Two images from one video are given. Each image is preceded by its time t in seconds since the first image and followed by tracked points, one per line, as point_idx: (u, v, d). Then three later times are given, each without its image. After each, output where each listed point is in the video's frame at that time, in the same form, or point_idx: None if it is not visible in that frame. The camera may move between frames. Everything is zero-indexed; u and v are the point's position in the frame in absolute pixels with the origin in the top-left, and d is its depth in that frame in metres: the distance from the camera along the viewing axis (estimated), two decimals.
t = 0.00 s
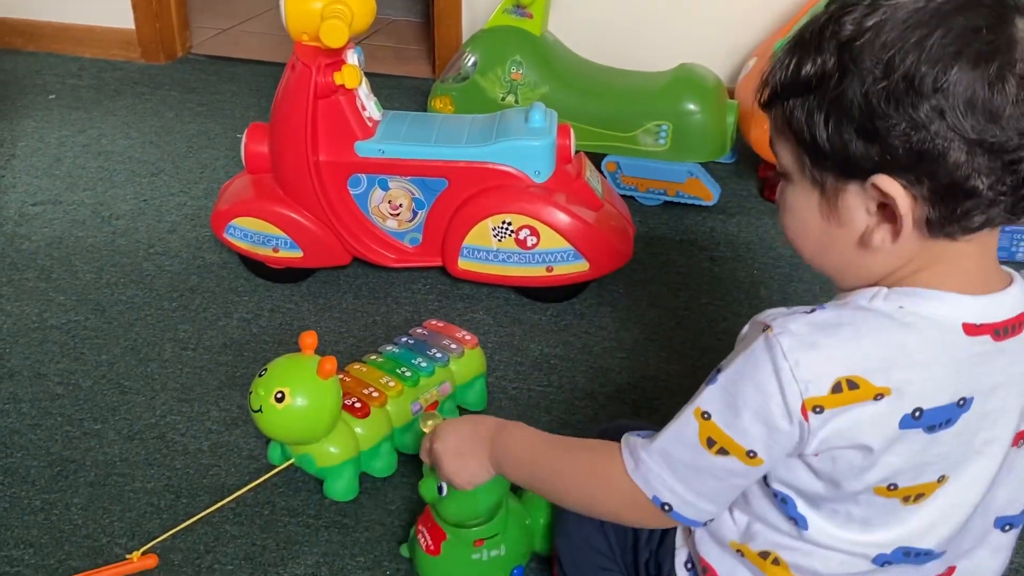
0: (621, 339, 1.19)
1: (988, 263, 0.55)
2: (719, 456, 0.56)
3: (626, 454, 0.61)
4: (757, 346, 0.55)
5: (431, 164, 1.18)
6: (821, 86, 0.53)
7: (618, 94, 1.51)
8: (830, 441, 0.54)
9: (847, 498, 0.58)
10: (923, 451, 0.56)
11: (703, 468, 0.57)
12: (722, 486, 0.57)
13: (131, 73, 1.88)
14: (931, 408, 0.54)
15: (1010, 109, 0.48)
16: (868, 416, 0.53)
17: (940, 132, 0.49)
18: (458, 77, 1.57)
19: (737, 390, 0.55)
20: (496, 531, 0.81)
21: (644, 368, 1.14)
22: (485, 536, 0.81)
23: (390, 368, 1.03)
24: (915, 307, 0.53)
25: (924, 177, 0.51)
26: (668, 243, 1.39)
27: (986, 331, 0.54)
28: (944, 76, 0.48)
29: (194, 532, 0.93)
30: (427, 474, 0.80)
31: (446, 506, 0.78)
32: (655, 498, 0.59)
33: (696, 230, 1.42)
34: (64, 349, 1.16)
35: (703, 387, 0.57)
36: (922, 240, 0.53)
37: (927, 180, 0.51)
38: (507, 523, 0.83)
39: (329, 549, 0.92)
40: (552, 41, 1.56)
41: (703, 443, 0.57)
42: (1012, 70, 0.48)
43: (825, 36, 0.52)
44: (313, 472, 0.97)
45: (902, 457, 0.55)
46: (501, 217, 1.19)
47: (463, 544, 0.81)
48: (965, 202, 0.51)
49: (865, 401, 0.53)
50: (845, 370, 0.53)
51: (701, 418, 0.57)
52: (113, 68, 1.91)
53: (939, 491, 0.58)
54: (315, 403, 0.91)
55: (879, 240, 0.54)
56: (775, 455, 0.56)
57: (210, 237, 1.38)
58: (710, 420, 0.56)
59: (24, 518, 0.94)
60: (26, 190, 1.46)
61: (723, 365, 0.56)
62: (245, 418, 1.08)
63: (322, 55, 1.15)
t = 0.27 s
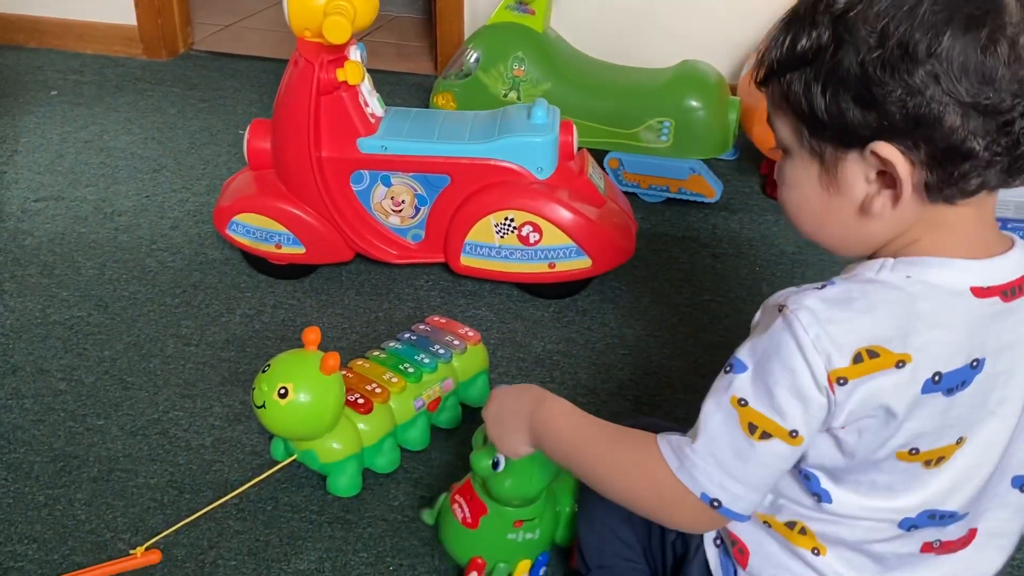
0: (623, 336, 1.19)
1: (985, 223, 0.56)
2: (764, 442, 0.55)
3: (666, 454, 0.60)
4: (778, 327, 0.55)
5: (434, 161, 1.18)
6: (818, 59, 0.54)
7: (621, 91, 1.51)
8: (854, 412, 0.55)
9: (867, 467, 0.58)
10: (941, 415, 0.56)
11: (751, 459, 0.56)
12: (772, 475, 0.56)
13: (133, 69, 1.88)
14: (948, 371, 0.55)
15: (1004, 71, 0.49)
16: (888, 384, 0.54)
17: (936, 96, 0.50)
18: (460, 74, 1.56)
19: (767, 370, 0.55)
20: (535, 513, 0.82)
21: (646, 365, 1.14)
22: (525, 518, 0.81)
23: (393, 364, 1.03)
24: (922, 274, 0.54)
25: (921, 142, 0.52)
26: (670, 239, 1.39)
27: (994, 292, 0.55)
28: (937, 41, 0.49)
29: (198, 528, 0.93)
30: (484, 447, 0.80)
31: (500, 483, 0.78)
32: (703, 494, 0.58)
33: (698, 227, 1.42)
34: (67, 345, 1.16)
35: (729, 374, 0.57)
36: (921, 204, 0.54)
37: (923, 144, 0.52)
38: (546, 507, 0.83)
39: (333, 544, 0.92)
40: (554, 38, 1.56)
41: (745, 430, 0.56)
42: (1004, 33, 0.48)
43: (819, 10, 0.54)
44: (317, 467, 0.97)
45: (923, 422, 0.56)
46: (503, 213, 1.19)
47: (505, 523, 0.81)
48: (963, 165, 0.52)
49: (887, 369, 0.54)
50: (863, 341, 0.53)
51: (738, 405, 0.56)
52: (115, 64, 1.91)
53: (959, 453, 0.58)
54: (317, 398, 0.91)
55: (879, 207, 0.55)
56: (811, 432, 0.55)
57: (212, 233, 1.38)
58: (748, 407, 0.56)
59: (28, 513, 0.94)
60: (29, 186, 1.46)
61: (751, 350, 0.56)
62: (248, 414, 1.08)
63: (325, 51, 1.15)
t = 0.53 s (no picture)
0: (625, 333, 1.19)
1: (993, 195, 0.57)
2: (770, 417, 0.56)
3: (676, 428, 0.60)
4: (788, 304, 0.56)
5: (436, 157, 1.18)
6: (824, 53, 0.54)
7: (622, 88, 1.52)
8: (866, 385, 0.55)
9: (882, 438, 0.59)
10: (955, 384, 0.57)
11: (756, 432, 0.57)
12: (780, 446, 0.57)
13: (135, 66, 1.88)
14: (961, 343, 0.55)
15: (1010, 52, 0.49)
16: (899, 357, 0.54)
17: (945, 83, 0.50)
18: (462, 70, 1.56)
19: (776, 348, 0.55)
20: (525, 513, 0.82)
21: (648, 362, 1.14)
22: (516, 518, 0.81)
23: (395, 360, 1.03)
24: (932, 249, 0.54)
25: (933, 128, 0.52)
26: (672, 236, 1.39)
27: (1004, 265, 0.55)
28: (944, 29, 0.49)
29: (200, 524, 0.93)
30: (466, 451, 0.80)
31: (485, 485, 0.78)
32: (712, 467, 0.59)
33: (700, 224, 1.42)
34: (68, 341, 1.16)
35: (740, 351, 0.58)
36: (935, 186, 0.54)
37: (935, 130, 0.52)
38: (537, 505, 0.83)
39: (334, 541, 0.92)
40: (557, 34, 1.56)
41: (752, 404, 0.57)
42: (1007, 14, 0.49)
43: (821, 4, 0.54)
44: (318, 463, 0.97)
45: (938, 393, 0.56)
46: (505, 210, 1.19)
47: (495, 526, 0.81)
48: (975, 146, 0.52)
49: (898, 343, 0.54)
50: (875, 317, 0.54)
51: (747, 381, 0.57)
52: (116, 60, 1.90)
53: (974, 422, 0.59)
54: (319, 394, 0.91)
55: (896, 191, 0.55)
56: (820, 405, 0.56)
57: (213, 230, 1.38)
58: (756, 383, 0.56)
59: (29, 509, 0.94)
60: (30, 182, 1.46)
61: (761, 327, 0.57)
62: (250, 410, 1.08)
63: (327, 48, 1.15)
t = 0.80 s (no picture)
0: (625, 331, 1.19)
1: (986, 191, 0.57)
2: (773, 411, 0.56)
3: (676, 422, 0.59)
4: (788, 298, 0.56)
5: (437, 155, 1.18)
6: (816, 41, 0.54)
7: (623, 86, 1.52)
8: (858, 376, 0.56)
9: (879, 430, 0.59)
10: (952, 378, 0.57)
11: (758, 425, 0.57)
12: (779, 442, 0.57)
13: (136, 64, 1.89)
14: (960, 335, 0.56)
15: (1001, 40, 0.49)
16: (898, 350, 0.55)
17: (936, 70, 0.50)
18: (462, 69, 1.57)
19: (777, 341, 0.55)
20: (530, 515, 0.81)
21: (648, 360, 1.14)
22: (520, 523, 0.81)
23: (395, 359, 1.03)
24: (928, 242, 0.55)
25: (924, 116, 0.52)
26: (672, 235, 1.39)
27: (999, 257, 0.56)
28: (936, 16, 0.49)
29: (200, 522, 0.93)
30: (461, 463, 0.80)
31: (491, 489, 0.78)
32: (710, 460, 0.58)
33: (700, 223, 1.42)
34: (69, 339, 1.16)
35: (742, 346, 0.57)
36: (927, 176, 0.55)
37: (926, 118, 0.52)
38: (540, 507, 0.82)
39: (334, 538, 0.92)
40: (557, 33, 1.56)
41: (755, 398, 0.56)
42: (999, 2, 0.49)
43: None
44: (318, 462, 0.97)
45: (935, 385, 0.57)
46: (505, 209, 1.19)
47: (500, 532, 0.81)
48: (966, 135, 0.52)
49: (898, 336, 0.55)
50: (877, 308, 0.54)
51: (748, 374, 0.56)
52: (117, 59, 1.91)
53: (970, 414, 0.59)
54: (319, 392, 0.91)
55: (885, 181, 0.55)
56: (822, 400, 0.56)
57: (214, 228, 1.38)
58: (757, 377, 0.56)
59: (30, 507, 0.94)
60: (31, 180, 1.46)
61: (762, 321, 0.56)
62: (250, 408, 1.08)
63: (327, 46, 1.15)
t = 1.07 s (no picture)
0: (625, 331, 1.20)
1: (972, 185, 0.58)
2: (762, 406, 0.56)
3: (665, 411, 0.60)
4: (780, 293, 0.56)
5: (438, 156, 1.18)
6: (801, 37, 0.54)
7: (623, 87, 1.52)
8: (853, 377, 0.56)
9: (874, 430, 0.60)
10: (943, 374, 0.58)
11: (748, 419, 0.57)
12: (766, 436, 0.57)
13: (137, 65, 1.89)
14: (949, 333, 0.56)
15: (983, 38, 0.50)
16: (888, 348, 0.55)
17: (919, 67, 0.51)
18: (463, 70, 1.57)
19: (767, 333, 0.56)
20: (537, 497, 0.83)
21: (648, 361, 1.15)
22: (528, 501, 0.82)
23: (395, 360, 1.03)
24: (919, 240, 0.55)
25: (907, 113, 0.52)
26: (672, 235, 1.39)
27: (987, 254, 0.56)
28: (918, 13, 0.50)
29: (201, 522, 0.94)
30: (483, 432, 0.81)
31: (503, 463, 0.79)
32: (698, 450, 0.59)
33: (699, 223, 1.42)
34: (71, 340, 1.17)
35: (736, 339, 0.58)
36: (911, 171, 0.55)
37: (910, 115, 0.52)
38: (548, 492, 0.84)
39: (335, 539, 0.92)
40: (557, 33, 1.57)
41: (745, 391, 0.57)
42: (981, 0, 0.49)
43: None
44: (319, 462, 0.97)
45: (927, 382, 0.57)
46: (506, 210, 1.19)
47: (507, 506, 0.82)
48: (949, 131, 0.53)
49: (887, 334, 0.55)
50: (866, 305, 0.55)
51: (739, 368, 0.57)
52: (118, 59, 1.91)
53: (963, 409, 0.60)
54: (320, 393, 0.92)
55: (870, 176, 0.55)
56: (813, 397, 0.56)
57: (215, 229, 1.39)
58: (748, 370, 0.56)
59: (32, 507, 0.95)
60: (33, 181, 1.46)
61: (755, 315, 0.57)
62: (252, 409, 1.08)
63: (328, 47, 1.15)
